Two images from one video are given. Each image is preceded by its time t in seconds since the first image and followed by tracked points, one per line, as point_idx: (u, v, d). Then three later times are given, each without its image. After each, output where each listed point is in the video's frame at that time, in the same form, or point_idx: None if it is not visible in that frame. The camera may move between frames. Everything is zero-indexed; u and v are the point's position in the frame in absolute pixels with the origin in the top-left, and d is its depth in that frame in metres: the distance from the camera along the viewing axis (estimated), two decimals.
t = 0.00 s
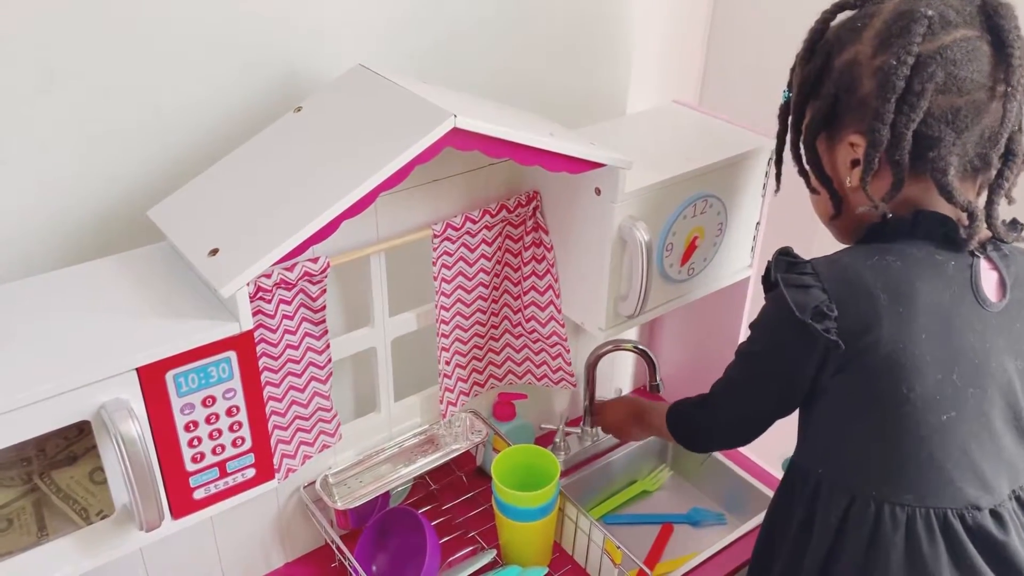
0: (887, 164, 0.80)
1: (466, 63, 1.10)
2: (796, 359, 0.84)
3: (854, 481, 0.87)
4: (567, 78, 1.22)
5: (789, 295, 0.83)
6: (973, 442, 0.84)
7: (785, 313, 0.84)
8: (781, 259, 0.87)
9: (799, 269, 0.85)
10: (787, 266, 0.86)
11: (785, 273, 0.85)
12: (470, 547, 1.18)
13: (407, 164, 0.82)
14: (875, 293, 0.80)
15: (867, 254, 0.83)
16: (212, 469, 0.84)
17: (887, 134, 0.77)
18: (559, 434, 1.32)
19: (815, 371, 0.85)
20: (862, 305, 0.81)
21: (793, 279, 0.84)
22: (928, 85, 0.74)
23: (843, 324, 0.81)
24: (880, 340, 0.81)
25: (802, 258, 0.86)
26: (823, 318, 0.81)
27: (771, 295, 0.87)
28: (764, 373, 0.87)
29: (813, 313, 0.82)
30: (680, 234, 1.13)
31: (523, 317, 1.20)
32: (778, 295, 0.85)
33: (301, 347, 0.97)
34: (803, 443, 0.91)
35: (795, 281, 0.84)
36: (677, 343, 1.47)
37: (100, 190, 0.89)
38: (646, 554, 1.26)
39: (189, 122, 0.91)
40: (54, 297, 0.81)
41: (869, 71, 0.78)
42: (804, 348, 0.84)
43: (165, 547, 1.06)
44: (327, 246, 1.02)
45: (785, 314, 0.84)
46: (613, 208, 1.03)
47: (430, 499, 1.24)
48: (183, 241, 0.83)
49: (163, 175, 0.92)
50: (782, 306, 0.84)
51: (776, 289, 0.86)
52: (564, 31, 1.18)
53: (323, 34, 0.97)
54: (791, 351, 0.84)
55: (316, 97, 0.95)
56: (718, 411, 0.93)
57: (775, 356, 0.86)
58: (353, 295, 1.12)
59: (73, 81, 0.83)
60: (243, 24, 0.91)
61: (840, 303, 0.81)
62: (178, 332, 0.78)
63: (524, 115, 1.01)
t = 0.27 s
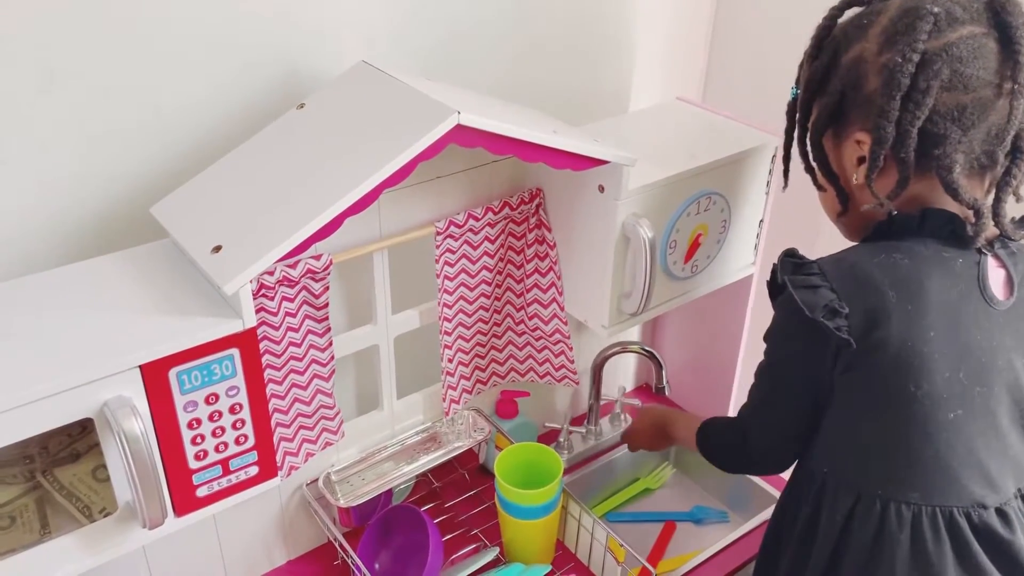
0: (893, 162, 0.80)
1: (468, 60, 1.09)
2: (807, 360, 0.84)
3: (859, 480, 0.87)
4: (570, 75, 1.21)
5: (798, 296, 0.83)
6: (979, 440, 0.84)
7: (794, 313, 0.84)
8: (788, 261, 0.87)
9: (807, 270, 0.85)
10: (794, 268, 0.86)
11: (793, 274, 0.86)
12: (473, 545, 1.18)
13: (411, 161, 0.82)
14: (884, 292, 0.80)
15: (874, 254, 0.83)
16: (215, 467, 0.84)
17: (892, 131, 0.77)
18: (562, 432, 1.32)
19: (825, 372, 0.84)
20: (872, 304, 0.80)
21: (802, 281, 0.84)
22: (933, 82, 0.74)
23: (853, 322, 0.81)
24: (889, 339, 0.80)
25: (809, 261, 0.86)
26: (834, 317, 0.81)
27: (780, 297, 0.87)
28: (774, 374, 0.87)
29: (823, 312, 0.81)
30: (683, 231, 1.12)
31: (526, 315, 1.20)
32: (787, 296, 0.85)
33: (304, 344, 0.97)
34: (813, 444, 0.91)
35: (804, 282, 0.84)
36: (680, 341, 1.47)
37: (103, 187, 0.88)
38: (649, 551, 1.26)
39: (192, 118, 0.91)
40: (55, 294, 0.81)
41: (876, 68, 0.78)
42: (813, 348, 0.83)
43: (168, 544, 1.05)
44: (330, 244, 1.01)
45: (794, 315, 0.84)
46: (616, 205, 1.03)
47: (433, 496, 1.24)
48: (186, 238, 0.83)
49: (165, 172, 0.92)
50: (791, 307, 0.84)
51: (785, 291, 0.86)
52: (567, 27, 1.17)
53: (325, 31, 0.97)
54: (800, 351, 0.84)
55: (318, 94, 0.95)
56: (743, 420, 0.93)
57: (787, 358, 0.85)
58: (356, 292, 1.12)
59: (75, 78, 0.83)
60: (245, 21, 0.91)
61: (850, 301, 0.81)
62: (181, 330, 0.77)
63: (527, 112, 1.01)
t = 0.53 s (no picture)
0: (906, 162, 0.79)
1: (471, 57, 1.09)
2: (810, 359, 0.84)
3: (860, 478, 0.87)
4: (573, 72, 1.21)
5: (801, 294, 0.83)
6: (981, 441, 0.84)
7: (796, 311, 0.84)
8: (794, 256, 0.87)
9: (811, 266, 0.84)
10: (799, 263, 0.86)
11: (797, 270, 0.85)
12: (474, 542, 1.17)
13: (413, 158, 0.82)
14: (887, 291, 0.80)
15: (878, 254, 0.82)
16: (217, 464, 0.84)
17: (905, 133, 0.77)
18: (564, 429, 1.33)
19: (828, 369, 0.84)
20: (875, 302, 0.80)
21: (805, 278, 0.84)
22: (948, 83, 0.74)
23: (854, 321, 0.81)
24: (893, 339, 0.80)
25: (816, 257, 0.86)
26: (834, 316, 0.81)
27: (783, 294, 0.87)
28: (777, 371, 0.87)
29: (822, 309, 0.81)
30: (686, 229, 1.12)
31: (528, 312, 1.19)
32: (790, 293, 0.85)
33: (306, 342, 0.97)
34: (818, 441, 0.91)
35: (807, 279, 0.83)
36: (682, 339, 1.47)
37: (104, 184, 0.88)
38: (651, 549, 1.26)
39: (194, 115, 0.91)
40: (56, 292, 0.81)
41: (889, 68, 0.77)
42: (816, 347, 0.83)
43: (169, 541, 1.05)
44: (332, 241, 1.01)
45: (797, 312, 0.84)
46: (619, 202, 1.02)
47: (435, 494, 1.24)
48: (188, 235, 0.83)
49: (167, 169, 0.91)
50: (793, 305, 0.84)
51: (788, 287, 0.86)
52: (569, 25, 1.17)
53: (328, 28, 0.96)
54: (803, 350, 0.84)
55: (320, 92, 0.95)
56: (741, 408, 0.93)
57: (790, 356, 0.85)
58: (358, 289, 1.12)
59: (77, 75, 0.83)
60: (248, 18, 0.91)
61: (851, 301, 0.81)
62: (183, 328, 0.77)
63: (530, 109, 1.00)
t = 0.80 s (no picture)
0: (920, 162, 0.79)
1: (472, 55, 1.09)
2: (817, 358, 0.84)
3: (867, 478, 0.87)
4: (574, 71, 1.21)
5: (807, 293, 0.83)
6: (988, 441, 0.84)
7: (802, 311, 0.84)
8: (799, 257, 0.87)
9: (817, 267, 0.85)
10: (806, 264, 0.86)
11: (804, 271, 0.86)
12: (476, 540, 1.18)
13: (415, 156, 0.82)
14: (893, 291, 0.80)
15: (883, 254, 0.83)
16: (219, 463, 0.84)
17: (921, 133, 0.77)
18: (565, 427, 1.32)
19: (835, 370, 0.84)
20: (881, 301, 0.80)
21: (811, 278, 0.84)
22: (965, 82, 0.74)
23: (862, 321, 0.81)
24: (900, 338, 0.80)
25: (820, 258, 0.86)
26: (841, 315, 0.81)
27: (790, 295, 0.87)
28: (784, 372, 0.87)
29: (830, 309, 0.81)
30: (687, 227, 1.12)
31: (530, 310, 1.19)
32: (796, 294, 0.85)
33: (307, 340, 0.97)
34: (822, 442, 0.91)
35: (813, 279, 0.84)
36: (683, 337, 1.47)
37: (104, 183, 0.88)
38: (651, 548, 1.26)
39: (194, 114, 0.91)
40: (56, 290, 0.81)
41: (903, 67, 0.77)
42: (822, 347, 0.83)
43: (170, 540, 1.06)
44: (333, 239, 1.01)
45: (803, 312, 0.84)
46: (620, 201, 1.02)
47: (436, 492, 1.24)
48: (189, 234, 0.83)
49: (167, 168, 0.91)
50: (799, 306, 0.84)
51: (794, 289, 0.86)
52: (570, 23, 1.17)
53: (328, 27, 0.96)
54: (809, 349, 0.84)
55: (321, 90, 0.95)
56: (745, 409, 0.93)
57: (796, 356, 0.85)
58: (360, 287, 1.11)
59: (77, 73, 0.83)
60: (248, 17, 0.90)
61: (858, 301, 0.81)
62: (184, 326, 0.77)
63: (532, 108, 1.00)
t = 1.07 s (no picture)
0: (920, 166, 0.79)
1: (472, 53, 1.09)
2: (814, 360, 0.84)
3: (867, 479, 0.87)
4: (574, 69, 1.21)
5: (804, 296, 0.82)
6: (989, 442, 0.84)
7: (800, 313, 0.83)
8: (798, 259, 0.86)
9: (815, 268, 0.84)
10: (803, 265, 0.85)
11: (801, 272, 0.85)
12: (476, 538, 1.17)
13: (414, 154, 0.81)
14: (891, 292, 0.80)
15: (880, 255, 0.82)
16: (219, 460, 0.84)
17: (920, 137, 0.76)
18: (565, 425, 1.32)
19: (833, 369, 0.85)
20: (879, 302, 0.80)
21: (808, 280, 0.83)
22: (963, 86, 0.74)
23: (859, 325, 0.81)
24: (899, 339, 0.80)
25: (820, 258, 0.85)
26: (837, 319, 0.81)
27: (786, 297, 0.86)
28: (782, 373, 0.87)
29: (826, 313, 0.81)
30: (687, 225, 1.12)
31: (529, 308, 1.20)
32: (793, 296, 0.85)
33: (307, 338, 0.97)
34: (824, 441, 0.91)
35: (810, 281, 0.83)
36: (683, 336, 1.47)
37: (104, 180, 0.88)
38: (651, 546, 1.26)
39: (193, 112, 0.91)
40: (56, 288, 0.81)
41: (901, 71, 0.77)
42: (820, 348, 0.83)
43: (170, 538, 1.05)
44: (333, 237, 1.01)
45: (800, 314, 0.83)
46: (620, 198, 1.02)
47: (436, 490, 1.24)
48: (188, 232, 0.83)
49: (167, 165, 0.91)
50: (797, 308, 0.84)
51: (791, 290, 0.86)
52: (570, 21, 1.17)
53: (328, 24, 0.96)
54: (807, 351, 0.84)
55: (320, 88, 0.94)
56: (743, 408, 0.93)
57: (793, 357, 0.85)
58: (359, 285, 1.11)
59: (76, 70, 0.82)
60: (248, 14, 0.90)
61: (856, 304, 0.81)
62: (183, 325, 0.77)
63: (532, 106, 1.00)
